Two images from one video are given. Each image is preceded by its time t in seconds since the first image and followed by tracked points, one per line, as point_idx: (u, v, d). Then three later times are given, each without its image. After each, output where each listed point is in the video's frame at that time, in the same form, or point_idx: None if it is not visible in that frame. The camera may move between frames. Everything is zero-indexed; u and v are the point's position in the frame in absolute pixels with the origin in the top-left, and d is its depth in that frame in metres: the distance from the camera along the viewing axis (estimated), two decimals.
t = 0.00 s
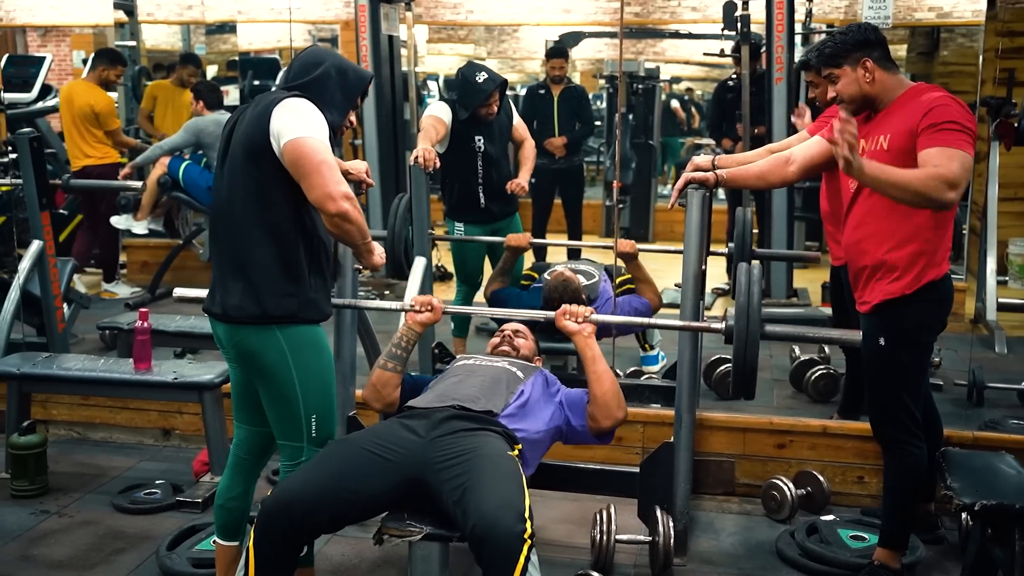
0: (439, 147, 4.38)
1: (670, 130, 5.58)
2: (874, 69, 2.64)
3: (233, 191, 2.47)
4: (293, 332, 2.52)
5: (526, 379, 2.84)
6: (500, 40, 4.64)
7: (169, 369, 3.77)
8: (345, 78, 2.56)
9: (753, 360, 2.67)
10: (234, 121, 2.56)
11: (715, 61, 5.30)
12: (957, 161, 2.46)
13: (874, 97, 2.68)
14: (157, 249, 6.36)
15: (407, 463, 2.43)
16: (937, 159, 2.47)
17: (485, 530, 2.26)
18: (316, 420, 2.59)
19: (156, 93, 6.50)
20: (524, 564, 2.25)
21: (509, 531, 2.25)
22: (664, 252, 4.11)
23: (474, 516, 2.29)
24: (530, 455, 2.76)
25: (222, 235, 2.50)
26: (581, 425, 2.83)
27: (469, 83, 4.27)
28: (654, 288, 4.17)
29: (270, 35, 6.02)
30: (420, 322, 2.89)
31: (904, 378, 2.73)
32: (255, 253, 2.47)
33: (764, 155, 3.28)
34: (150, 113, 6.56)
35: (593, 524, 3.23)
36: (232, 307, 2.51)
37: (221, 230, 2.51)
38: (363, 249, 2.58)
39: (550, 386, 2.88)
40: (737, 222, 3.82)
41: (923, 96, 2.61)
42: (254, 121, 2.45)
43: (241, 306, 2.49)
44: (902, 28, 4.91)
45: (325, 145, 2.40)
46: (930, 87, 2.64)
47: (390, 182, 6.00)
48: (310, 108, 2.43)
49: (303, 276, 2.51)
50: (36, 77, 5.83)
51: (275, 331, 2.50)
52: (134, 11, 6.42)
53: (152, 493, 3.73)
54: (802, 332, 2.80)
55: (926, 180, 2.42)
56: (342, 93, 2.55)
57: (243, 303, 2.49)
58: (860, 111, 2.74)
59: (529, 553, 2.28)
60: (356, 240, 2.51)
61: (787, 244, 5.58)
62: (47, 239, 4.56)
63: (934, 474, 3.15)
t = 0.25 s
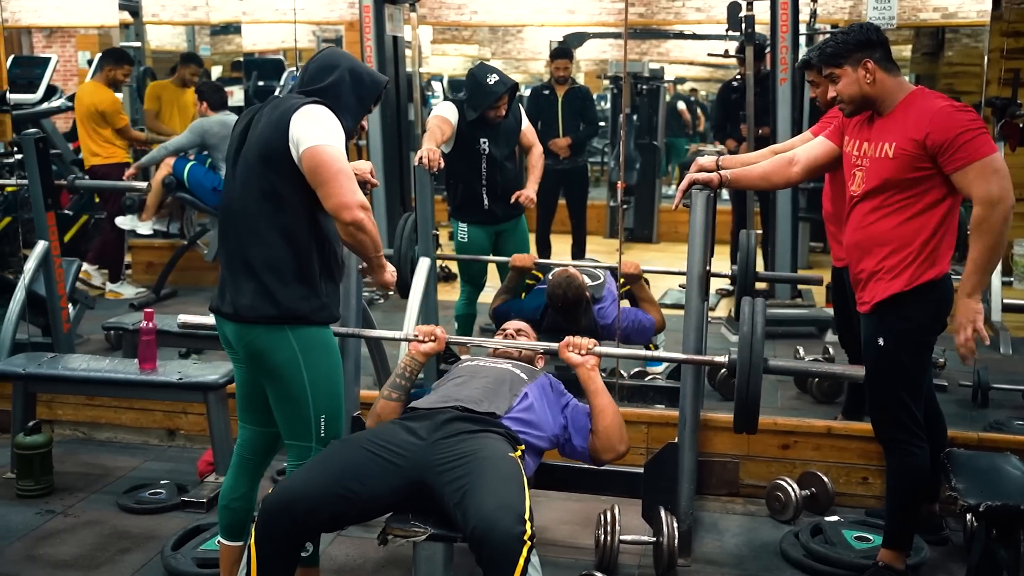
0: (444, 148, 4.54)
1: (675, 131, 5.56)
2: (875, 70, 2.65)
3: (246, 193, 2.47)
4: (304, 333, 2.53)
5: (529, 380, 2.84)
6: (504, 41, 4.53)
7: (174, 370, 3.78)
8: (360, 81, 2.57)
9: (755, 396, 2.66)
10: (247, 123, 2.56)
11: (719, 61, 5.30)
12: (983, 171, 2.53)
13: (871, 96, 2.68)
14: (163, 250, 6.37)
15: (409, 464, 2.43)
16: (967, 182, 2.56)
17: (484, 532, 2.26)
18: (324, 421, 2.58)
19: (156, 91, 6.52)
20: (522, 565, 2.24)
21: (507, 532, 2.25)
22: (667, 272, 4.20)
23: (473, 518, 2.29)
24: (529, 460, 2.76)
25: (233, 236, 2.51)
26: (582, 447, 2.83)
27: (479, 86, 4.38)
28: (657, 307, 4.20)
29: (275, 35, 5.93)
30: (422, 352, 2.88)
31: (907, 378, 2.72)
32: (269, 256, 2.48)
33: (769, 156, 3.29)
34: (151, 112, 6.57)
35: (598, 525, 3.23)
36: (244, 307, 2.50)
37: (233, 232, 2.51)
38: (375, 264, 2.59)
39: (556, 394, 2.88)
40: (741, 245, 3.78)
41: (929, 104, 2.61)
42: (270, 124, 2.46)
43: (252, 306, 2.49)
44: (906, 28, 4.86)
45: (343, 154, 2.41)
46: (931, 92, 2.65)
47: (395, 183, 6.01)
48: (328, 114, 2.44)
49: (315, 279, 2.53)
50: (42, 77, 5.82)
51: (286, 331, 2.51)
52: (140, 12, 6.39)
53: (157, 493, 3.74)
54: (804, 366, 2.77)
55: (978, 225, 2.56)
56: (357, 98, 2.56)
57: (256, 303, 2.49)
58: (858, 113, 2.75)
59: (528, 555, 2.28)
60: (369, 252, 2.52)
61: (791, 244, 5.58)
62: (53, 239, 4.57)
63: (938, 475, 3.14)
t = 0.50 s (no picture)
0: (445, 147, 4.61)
1: (678, 131, 5.70)
2: (886, 69, 2.63)
3: (249, 192, 2.47)
4: (300, 332, 2.53)
5: (532, 380, 2.84)
6: (508, 41, 4.57)
7: (176, 369, 3.79)
8: (362, 81, 2.57)
9: (754, 400, 2.68)
10: (249, 123, 2.56)
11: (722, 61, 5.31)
12: (976, 193, 2.53)
13: (880, 96, 2.66)
14: (167, 249, 6.38)
15: (412, 463, 2.44)
16: (963, 203, 2.57)
17: (477, 532, 2.26)
18: (320, 420, 2.60)
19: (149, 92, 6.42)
20: (515, 566, 2.25)
21: (499, 532, 2.25)
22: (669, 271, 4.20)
23: (468, 519, 2.29)
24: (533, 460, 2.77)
25: (233, 235, 2.51)
26: (583, 447, 2.85)
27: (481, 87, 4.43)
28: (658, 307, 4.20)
29: (279, 36, 5.85)
30: (421, 353, 2.90)
31: (910, 378, 2.72)
32: (269, 256, 2.48)
33: (770, 155, 3.29)
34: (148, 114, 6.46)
35: (600, 524, 3.23)
36: (241, 305, 2.50)
37: (233, 231, 2.51)
38: (372, 263, 2.60)
39: (559, 393, 2.87)
40: (742, 248, 3.79)
41: (933, 114, 2.60)
42: (274, 125, 2.46)
43: (250, 305, 2.49)
44: (909, 28, 4.91)
45: (344, 157, 2.42)
46: (936, 99, 2.63)
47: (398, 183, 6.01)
48: (330, 116, 2.45)
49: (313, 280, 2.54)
50: (46, 78, 5.84)
51: (282, 330, 2.52)
52: (143, 13, 6.47)
53: (160, 492, 3.74)
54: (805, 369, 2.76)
55: (970, 249, 2.61)
56: (359, 98, 2.57)
57: (253, 301, 2.49)
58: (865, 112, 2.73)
59: (521, 556, 2.28)
60: (365, 254, 2.53)
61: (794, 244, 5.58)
62: (56, 239, 4.57)
63: (941, 475, 3.14)
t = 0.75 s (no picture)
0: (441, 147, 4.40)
1: (680, 130, 5.51)
2: (891, 68, 2.62)
3: (241, 194, 2.47)
4: (287, 333, 2.53)
5: (535, 378, 2.84)
6: (509, 41, 4.60)
7: (178, 369, 3.80)
8: (360, 86, 2.57)
9: (759, 360, 2.66)
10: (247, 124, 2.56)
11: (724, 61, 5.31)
12: (972, 202, 2.53)
13: (885, 95, 2.66)
14: (170, 249, 6.41)
15: (414, 462, 2.45)
16: (959, 211, 2.57)
17: (461, 532, 2.26)
18: (311, 420, 2.59)
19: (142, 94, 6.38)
20: (500, 566, 2.23)
21: (482, 534, 2.24)
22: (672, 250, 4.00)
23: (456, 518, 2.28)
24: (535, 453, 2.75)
25: (224, 236, 2.51)
26: (587, 422, 2.82)
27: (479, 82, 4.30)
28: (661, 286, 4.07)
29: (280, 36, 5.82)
30: (426, 319, 2.87)
31: (910, 378, 2.73)
32: (257, 258, 2.47)
33: (772, 156, 3.28)
34: (145, 115, 6.42)
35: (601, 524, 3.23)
36: (228, 306, 2.51)
37: (224, 232, 2.51)
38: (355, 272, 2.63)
39: (553, 382, 2.88)
40: (745, 222, 3.80)
41: (938, 118, 2.59)
42: (270, 129, 2.45)
43: (239, 306, 2.50)
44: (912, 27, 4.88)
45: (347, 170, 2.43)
46: (942, 103, 2.63)
47: (399, 182, 6.01)
48: (333, 125, 2.44)
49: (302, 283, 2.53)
50: (48, 78, 5.91)
51: (270, 331, 2.51)
52: (145, 12, 6.48)
53: (162, 492, 3.75)
54: (811, 331, 2.76)
55: (969, 258, 2.59)
56: (357, 103, 2.57)
57: (241, 302, 2.50)
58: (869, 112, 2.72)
59: (507, 556, 2.26)
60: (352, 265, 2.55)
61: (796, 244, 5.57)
62: (59, 239, 4.57)
63: (942, 475, 3.14)
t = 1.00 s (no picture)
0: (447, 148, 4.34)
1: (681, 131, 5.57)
2: (898, 67, 2.62)
3: (235, 197, 2.48)
4: (297, 334, 2.52)
5: (536, 377, 2.84)
6: (512, 41, 4.51)
7: (180, 368, 3.81)
8: (353, 72, 2.54)
9: (764, 351, 2.66)
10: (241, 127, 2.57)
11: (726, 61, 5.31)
12: (964, 206, 2.53)
13: (893, 94, 2.66)
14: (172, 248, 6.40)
15: (415, 460, 2.45)
16: (947, 216, 2.57)
17: (469, 528, 2.27)
18: (327, 417, 2.59)
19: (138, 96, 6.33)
20: (507, 562, 2.25)
21: (491, 528, 2.25)
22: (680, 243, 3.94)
23: (461, 512, 2.30)
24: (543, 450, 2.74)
25: (223, 240, 2.53)
26: (591, 415, 2.80)
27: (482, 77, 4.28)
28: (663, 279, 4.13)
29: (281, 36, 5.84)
30: (430, 308, 2.88)
31: (913, 378, 2.72)
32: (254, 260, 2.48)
33: (774, 155, 3.28)
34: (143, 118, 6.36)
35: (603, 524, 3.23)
36: (235, 309, 2.51)
37: (225, 236, 2.52)
38: (356, 273, 2.64)
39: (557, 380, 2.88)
40: (748, 212, 3.77)
41: (943, 118, 2.58)
42: (259, 130, 2.46)
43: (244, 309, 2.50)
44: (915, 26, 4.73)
45: (336, 169, 2.41)
46: (947, 105, 2.62)
47: (401, 182, 6.01)
48: (320, 123, 2.43)
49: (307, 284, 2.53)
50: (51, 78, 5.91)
51: (279, 334, 2.51)
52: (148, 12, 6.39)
53: (163, 491, 3.75)
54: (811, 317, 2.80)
55: (950, 263, 2.55)
56: (351, 91, 2.55)
57: (245, 305, 2.50)
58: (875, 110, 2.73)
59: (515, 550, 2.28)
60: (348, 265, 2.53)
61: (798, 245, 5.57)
62: (60, 239, 4.57)
63: (944, 475, 3.14)
